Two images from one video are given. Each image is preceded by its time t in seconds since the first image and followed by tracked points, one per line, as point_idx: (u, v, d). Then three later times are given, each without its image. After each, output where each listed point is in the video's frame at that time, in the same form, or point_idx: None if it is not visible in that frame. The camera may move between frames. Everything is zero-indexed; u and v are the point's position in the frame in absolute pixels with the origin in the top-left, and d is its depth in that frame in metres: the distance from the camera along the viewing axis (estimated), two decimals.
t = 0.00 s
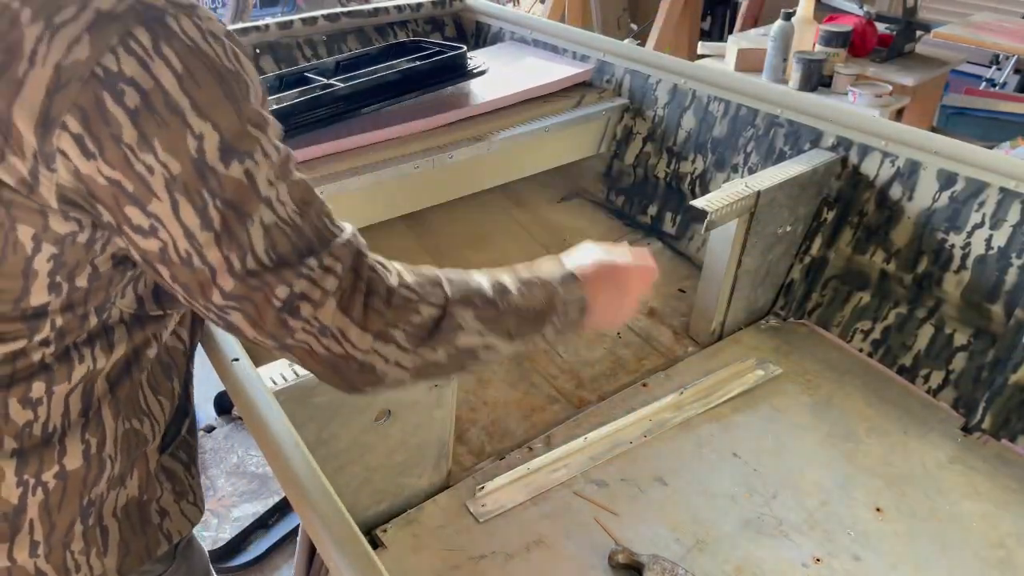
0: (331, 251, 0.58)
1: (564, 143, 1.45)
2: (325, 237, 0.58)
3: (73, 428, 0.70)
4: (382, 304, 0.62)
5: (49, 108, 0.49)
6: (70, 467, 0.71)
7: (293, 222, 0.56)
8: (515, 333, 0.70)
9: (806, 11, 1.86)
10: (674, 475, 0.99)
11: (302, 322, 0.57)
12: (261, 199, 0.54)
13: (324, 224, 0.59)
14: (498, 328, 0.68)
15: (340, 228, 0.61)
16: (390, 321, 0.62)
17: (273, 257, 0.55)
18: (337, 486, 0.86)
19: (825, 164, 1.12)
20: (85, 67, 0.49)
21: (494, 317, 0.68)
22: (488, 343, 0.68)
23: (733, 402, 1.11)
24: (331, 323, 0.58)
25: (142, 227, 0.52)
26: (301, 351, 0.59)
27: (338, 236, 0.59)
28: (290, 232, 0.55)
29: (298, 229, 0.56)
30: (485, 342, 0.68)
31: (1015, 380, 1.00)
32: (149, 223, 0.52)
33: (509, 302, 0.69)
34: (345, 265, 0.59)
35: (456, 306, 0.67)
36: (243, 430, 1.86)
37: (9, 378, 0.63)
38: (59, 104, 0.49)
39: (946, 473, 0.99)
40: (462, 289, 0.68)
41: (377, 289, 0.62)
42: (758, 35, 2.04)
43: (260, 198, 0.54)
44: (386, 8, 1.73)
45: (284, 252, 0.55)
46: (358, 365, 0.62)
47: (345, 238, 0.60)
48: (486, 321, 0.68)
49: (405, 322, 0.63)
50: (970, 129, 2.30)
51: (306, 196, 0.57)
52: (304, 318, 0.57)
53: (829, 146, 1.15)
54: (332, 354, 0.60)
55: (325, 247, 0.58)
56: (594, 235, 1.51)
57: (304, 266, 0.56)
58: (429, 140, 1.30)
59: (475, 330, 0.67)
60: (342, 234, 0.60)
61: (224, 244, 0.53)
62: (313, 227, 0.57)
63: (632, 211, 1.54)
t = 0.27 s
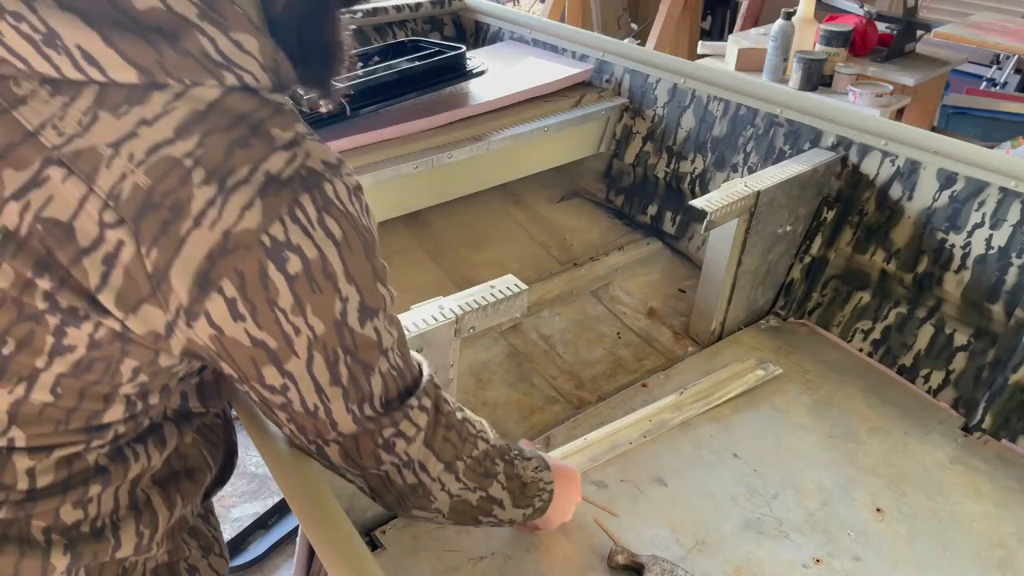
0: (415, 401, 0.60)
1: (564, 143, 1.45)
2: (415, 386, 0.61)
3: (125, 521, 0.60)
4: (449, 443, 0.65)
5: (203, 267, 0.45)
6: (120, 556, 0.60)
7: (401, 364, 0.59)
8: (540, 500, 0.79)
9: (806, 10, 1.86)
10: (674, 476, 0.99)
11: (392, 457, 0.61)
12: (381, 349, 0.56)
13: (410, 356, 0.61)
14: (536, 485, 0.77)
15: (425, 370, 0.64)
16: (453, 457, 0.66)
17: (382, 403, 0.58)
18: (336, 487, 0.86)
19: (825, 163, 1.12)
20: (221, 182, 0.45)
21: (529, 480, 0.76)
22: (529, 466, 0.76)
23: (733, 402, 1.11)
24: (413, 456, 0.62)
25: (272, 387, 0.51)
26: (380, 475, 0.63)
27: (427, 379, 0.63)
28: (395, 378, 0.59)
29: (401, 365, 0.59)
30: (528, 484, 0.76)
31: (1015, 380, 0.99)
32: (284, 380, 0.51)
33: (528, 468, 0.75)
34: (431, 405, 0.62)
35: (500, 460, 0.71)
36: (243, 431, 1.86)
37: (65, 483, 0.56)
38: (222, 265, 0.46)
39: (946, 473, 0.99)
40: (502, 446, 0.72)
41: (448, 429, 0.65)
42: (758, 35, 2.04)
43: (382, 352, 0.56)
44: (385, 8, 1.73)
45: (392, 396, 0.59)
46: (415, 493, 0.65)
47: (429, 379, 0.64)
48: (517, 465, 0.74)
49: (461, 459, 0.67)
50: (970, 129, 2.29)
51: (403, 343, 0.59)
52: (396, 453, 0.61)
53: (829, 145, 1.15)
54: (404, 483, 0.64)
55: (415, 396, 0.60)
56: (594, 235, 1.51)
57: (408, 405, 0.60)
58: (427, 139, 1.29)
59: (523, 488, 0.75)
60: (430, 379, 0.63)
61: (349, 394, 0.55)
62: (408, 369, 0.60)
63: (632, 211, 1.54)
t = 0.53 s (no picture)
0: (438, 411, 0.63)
1: (564, 143, 1.45)
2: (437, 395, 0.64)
3: (147, 559, 0.63)
4: (469, 441, 0.68)
5: (223, 313, 0.47)
6: None
7: (422, 381, 0.62)
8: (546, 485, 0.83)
9: (806, 10, 1.86)
10: (674, 476, 0.99)
11: (418, 462, 0.64)
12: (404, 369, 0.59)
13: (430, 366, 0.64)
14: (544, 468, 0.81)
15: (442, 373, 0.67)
16: (473, 452, 0.69)
17: (408, 415, 0.61)
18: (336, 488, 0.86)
19: (825, 163, 1.12)
20: (238, 223, 0.47)
21: (539, 467, 0.80)
22: (534, 456, 0.79)
23: (733, 403, 1.11)
24: (439, 461, 0.65)
25: (299, 418, 0.53)
26: (404, 479, 0.66)
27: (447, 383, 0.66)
28: (420, 390, 0.62)
29: (424, 376, 0.62)
30: (537, 472, 0.79)
31: (1015, 380, 0.99)
32: (312, 415, 0.54)
33: (534, 457, 0.79)
34: (455, 409, 0.65)
35: (512, 446, 0.75)
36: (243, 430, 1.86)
37: (86, 527, 0.59)
38: (244, 310, 0.47)
39: (946, 473, 0.99)
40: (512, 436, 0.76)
41: (469, 425, 0.68)
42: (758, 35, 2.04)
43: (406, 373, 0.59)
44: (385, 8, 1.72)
45: (415, 409, 0.62)
46: (441, 490, 0.68)
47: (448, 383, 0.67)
48: (525, 451, 0.78)
49: (481, 453, 0.69)
50: (970, 129, 2.29)
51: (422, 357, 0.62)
52: (422, 458, 0.63)
53: (829, 145, 1.15)
54: (428, 484, 0.67)
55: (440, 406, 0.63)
56: (594, 235, 1.51)
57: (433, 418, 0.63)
58: (427, 139, 1.29)
59: (534, 473, 0.79)
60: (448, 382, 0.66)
61: (374, 416, 0.57)
62: (430, 379, 0.64)
63: (632, 211, 1.54)
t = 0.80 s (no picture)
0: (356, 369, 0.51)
1: (564, 143, 1.45)
2: (358, 351, 0.52)
3: None
4: (422, 409, 0.57)
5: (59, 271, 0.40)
6: None
7: (332, 333, 0.50)
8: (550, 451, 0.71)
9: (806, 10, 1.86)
10: (675, 476, 0.99)
11: (348, 439, 0.53)
12: (294, 317, 0.47)
13: (351, 312, 0.52)
14: (541, 431, 0.69)
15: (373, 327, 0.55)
16: (432, 421, 0.58)
17: (314, 375, 0.50)
18: (336, 487, 0.86)
19: (825, 163, 1.12)
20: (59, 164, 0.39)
21: (534, 432, 0.68)
22: (526, 418, 0.67)
23: (733, 403, 1.10)
24: (378, 434, 0.54)
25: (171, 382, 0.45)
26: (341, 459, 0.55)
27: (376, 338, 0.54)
28: (326, 341, 0.49)
29: (342, 322, 0.51)
30: (531, 439, 0.68)
31: (1016, 381, 0.99)
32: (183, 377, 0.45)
33: (526, 415, 0.67)
34: (389, 370, 0.54)
35: (494, 408, 0.63)
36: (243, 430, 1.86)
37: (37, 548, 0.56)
38: (32, 239, 0.40)
39: (947, 473, 0.99)
40: (497, 395, 0.64)
41: (421, 389, 0.56)
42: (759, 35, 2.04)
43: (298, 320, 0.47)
44: (385, 7, 1.72)
45: (325, 366, 0.50)
46: (393, 468, 0.58)
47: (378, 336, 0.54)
48: (516, 412, 0.66)
49: (445, 421, 0.59)
50: (970, 129, 2.29)
51: (339, 298, 0.51)
52: (351, 433, 0.53)
53: (830, 145, 1.15)
54: (371, 462, 0.56)
55: (357, 362, 0.52)
56: (594, 234, 1.50)
57: (350, 388, 0.51)
58: (427, 139, 1.29)
59: (526, 439, 0.67)
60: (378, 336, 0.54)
61: (256, 373, 0.47)
62: (352, 330, 0.52)
63: (632, 211, 1.54)
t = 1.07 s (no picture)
0: (131, 397, 0.43)
1: (564, 143, 1.45)
2: (152, 370, 0.44)
3: None
4: (236, 445, 0.47)
5: None
6: None
7: (101, 338, 0.41)
8: (471, 385, 0.61)
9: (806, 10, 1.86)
10: (674, 476, 0.99)
11: (143, 480, 0.44)
12: (27, 308, 0.39)
13: (155, 315, 0.44)
14: (450, 373, 0.59)
15: (192, 336, 0.47)
16: (256, 452, 0.48)
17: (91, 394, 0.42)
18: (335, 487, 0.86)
19: (825, 163, 1.12)
20: None
21: (438, 379, 0.58)
22: (416, 377, 0.56)
23: (732, 403, 1.11)
24: (175, 477, 0.45)
25: None
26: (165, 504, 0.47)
27: (189, 350, 0.46)
28: (96, 350, 0.41)
29: (126, 329, 0.42)
30: (434, 393, 0.57)
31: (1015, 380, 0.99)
32: None
33: (418, 379, 0.56)
34: (182, 399, 0.45)
35: (360, 400, 0.53)
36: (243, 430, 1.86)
37: None
38: None
39: (946, 473, 0.99)
40: (370, 373, 0.54)
41: (233, 422, 0.47)
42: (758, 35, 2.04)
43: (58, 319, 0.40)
44: (385, 7, 1.72)
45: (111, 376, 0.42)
46: (217, 510, 0.49)
47: (197, 347, 0.47)
48: (399, 379, 0.55)
49: (275, 451, 0.49)
50: (970, 129, 2.29)
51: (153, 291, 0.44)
52: (140, 473, 0.44)
53: (829, 145, 1.15)
54: (179, 507, 0.47)
55: (148, 384, 0.43)
56: (594, 234, 1.51)
57: (120, 416, 0.42)
58: (427, 139, 1.29)
59: (426, 398, 0.57)
60: (192, 348, 0.46)
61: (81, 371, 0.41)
62: (147, 338, 0.43)
63: (632, 211, 1.54)
